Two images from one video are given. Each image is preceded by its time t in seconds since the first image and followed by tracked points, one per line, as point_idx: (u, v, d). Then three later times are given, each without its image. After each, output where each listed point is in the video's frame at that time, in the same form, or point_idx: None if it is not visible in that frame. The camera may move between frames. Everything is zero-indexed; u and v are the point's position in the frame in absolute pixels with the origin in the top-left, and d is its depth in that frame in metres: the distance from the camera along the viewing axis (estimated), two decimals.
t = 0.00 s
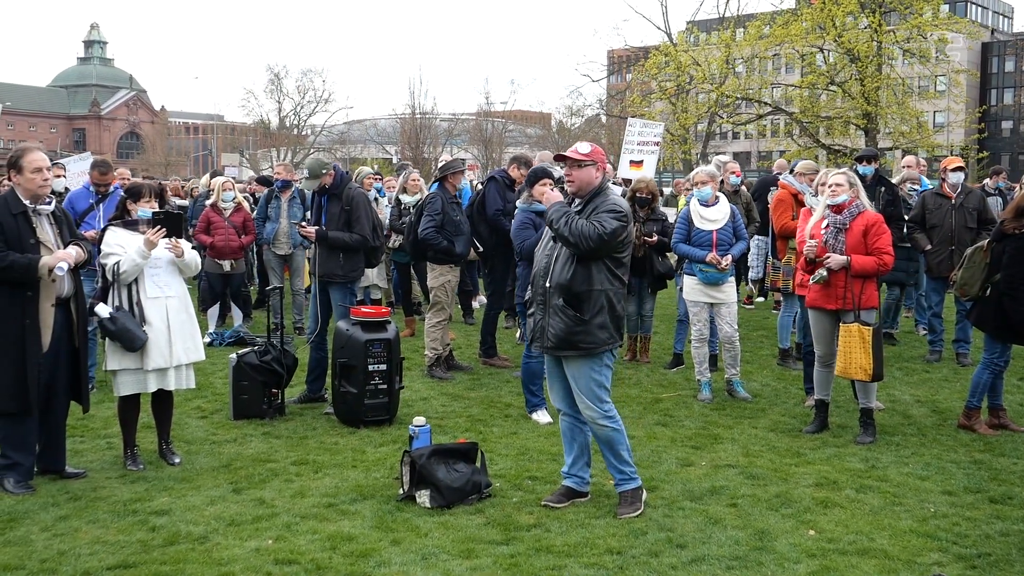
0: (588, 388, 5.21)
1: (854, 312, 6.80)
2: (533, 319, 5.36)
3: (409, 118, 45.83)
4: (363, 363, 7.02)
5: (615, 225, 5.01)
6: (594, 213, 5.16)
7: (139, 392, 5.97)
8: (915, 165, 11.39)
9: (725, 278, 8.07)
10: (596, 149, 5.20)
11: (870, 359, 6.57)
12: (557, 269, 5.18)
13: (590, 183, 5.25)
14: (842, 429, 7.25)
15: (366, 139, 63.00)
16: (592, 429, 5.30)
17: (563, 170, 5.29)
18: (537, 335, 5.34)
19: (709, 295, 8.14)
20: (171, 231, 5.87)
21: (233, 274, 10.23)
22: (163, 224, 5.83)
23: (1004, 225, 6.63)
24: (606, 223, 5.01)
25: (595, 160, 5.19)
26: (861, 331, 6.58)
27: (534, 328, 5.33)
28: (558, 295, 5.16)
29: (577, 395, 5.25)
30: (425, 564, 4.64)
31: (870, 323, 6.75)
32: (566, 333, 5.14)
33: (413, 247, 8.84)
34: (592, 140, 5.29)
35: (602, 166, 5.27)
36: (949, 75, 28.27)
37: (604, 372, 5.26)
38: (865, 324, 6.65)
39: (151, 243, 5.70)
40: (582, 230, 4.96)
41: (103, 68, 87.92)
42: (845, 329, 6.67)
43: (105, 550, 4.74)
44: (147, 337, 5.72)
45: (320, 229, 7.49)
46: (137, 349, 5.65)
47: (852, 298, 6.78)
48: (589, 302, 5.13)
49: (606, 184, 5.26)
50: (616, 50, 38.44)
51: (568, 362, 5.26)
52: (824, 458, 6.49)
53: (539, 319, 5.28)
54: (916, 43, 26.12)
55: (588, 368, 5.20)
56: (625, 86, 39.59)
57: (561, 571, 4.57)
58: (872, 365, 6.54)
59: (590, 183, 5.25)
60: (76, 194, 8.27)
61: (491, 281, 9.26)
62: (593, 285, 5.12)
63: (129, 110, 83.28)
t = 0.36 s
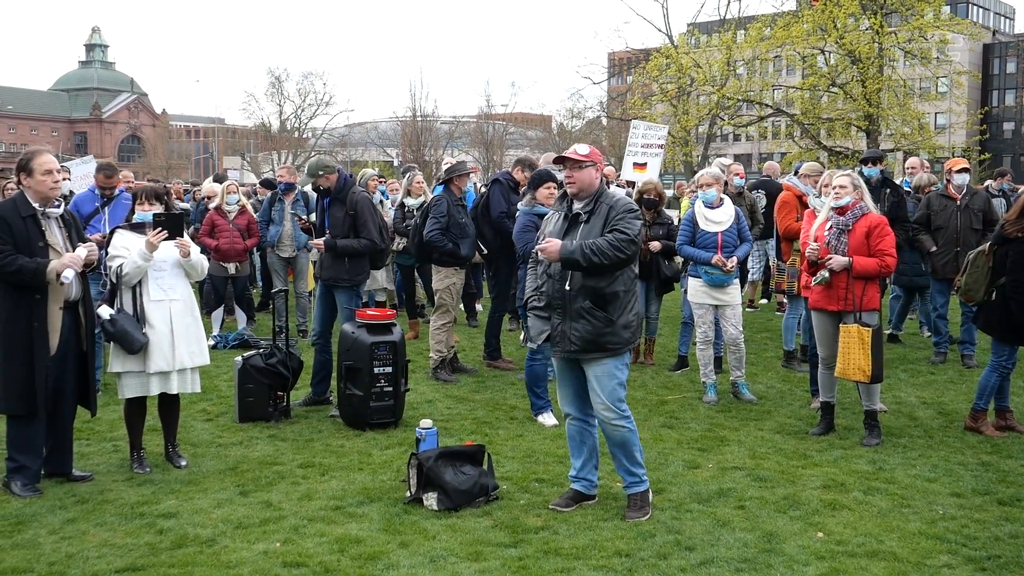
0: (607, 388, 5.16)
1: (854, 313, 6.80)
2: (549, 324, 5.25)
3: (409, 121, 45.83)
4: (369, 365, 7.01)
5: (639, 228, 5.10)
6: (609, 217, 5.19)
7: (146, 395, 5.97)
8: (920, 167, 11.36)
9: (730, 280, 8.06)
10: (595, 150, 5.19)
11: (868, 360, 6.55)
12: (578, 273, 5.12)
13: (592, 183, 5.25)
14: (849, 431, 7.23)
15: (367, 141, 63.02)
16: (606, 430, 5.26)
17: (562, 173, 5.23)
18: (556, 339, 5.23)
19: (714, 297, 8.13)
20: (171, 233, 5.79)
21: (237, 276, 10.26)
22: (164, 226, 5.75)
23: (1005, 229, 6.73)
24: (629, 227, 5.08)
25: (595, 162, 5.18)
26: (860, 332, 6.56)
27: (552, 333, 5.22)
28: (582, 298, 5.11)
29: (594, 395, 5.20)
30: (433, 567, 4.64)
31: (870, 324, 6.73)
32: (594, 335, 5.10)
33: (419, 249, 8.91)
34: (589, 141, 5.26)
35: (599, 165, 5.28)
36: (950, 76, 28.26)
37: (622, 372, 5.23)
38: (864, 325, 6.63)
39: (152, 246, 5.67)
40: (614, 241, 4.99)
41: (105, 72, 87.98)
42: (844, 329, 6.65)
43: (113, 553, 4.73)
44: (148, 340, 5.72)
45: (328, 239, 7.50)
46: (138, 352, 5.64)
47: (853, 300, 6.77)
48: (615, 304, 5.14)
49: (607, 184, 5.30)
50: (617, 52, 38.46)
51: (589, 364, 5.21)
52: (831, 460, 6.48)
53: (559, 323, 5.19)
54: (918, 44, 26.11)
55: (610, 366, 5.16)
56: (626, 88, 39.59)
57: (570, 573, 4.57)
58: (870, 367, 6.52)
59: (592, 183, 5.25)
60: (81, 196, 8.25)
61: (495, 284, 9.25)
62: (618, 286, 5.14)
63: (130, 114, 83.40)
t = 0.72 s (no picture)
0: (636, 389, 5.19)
1: (853, 317, 6.79)
2: (574, 332, 5.19)
3: (406, 125, 45.82)
4: (371, 369, 7.00)
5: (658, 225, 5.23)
6: (625, 217, 5.26)
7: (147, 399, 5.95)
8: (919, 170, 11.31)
9: (731, 283, 8.07)
10: (605, 153, 5.22)
11: (866, 363, 6.55)
12: (605, 276, 5.12)
13: (604, 186, 5.29)
14: (850, 435, 7.24)
15: (364, 145, 63.01)
16: (629, 434, 5.28)
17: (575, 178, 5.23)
18: (586, 346, 5.16)
19: (715, 300, 8.14)
20: (167, 238, 5.80)
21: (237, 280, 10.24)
22: (159, 231, 5.76)
23: (999, 232, 6.80)
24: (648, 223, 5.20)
25: (606, 164, 5.23)
26: (858, 337, 6.56)
27: (579, 340, 5.17)
28: (611, 302, 5.12)
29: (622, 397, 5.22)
30: (437, 571, 4.63)
31: (871, 327, 6.71)
32: (627, 338, 5.13)
33: (421, 253, 8.90)
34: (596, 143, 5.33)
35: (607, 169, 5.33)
36: (946, 81, 28.34)
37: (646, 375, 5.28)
38: (862, 329, 6.63)
39: (147, 250, 5.69)
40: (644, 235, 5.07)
41: (101, 75, 87.87)
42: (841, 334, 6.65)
43: (114, 557, 4.71)
44: (144, 344, 5.71)
45: (316, 249, 7.55)
46: (133, 356, 5.63)
47: (852, 304, 6.76)
48: (640, 305, 5.21)
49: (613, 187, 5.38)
50: (614, 57, 38.49)
51: (618, 369, 5.22)
52: (833, 464, 6.48)
53: (588, 329, 5.15)
54: (914, 49, 26.19)
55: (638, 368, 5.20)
56: (623, 92, 39.62)
57: None
58: (869, 370, 6.52)
59: (604, 185, 5.30)
60: (81, 199, 8.27)
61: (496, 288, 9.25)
62: (643, 286, 5.22)
63: (127, 118, 83.38)
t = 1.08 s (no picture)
0: (650, 394, 5.22)
1: (852, 319, 6.77)
2: (594, 331, 5.17)
3: (402, 127, 45.81)
4: (368, 371, 6.99)
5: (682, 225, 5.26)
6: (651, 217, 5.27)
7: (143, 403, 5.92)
8: (915, 173, 11.31)
9: (728, 285, 8.07)
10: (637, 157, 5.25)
11: (868, 364, 6.56)
12: (628, 275, 5.12)
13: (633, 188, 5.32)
14: (847, 437, 7.24)
15: (360, 147, 62.98)
16: (639, 438, 5.30)
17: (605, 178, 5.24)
18: (606, 346, 5.15)
19: (712, 303, 8.13)
20: (165, 239, 5.80)
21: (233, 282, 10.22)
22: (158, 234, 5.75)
23: (989, 235, 6.77)
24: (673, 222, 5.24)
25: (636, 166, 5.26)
26: (858, 338, 6.58)
27: (599, 340, 5.15)
28: (633, 302, 5.11)
29: (635, 401, 5.24)
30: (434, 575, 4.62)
31: (869, 330, 6.71)
32: (647, 339, 5.13)
33: (418, 255, 8.86)
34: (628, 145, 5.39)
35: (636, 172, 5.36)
36: (941, 84, 28.40)
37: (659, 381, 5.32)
38: (862, 331, 6.65)
39: (146, 252, 5.66)
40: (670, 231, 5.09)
41: (96, 76, 87.69)
42: (842, 336, 6.65)
43: (110, 561, 4.70)
44: (142, 346, 5.69)
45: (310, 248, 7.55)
46: (131, 359, 5.61)
47: (849, 306, 6.77)
48: (661, 305, 5.21)
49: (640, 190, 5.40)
50: (610, 59, 38.52)
51: (634, 371, 5.22)
52: (830, 466, 6.48)
53: (608, 329, 5.13)
54: (909, 52, 26.25)
55: (654, 374, 5.23)
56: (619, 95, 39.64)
57: None
58: (871, 372, 6.53)
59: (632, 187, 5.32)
60: (76, 202, 8.18)
61: (493, 290, 9.27)
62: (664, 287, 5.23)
63: (123, 119, 83.41)
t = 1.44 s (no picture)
0: (656, 401, 5.22)
1: (844, 322, 6.80)
2: (603, 336, 5.21)
3: (398, 130, 45.79)
4: (360, 374, 6.97)
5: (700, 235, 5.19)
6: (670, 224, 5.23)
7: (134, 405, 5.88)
8: (909, 177, 11.31)
9: (721, 289, 8.07)
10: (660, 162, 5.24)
11: (862, 368, 6.57)
12: (638, 283, 5.12)
13: (655, 194, 5.30)
14: (840, 441, 7.24)
15: (356, 149, 62.95)
16: (642, 443, 5.29)
17: (626, 182, 5.25)
18: (612, 351, 5.17)
19: (706, 307, 8.11)
20: (167, 242, 5.75)
21: (227, 284, 10.18)
22: (160, 237, 5.71)
23: (976, 238, 6.83)
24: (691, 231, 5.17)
25: (659, 172, 5.26)
26: (852, 341, 6.58)
27: (607, 345, 5.18)
28: (641, 310, 5.11)
29: (640, 406, 5.23)
30: None
31: (861, 333, 6.73)
32: (653, 348, 5.12)
33: (412, 257, 8.82)
34: (650, 153, 5.26)
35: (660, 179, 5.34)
36: (936, 88, 28.47)
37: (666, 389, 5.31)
38: (856, 335, 6.65)
39: (146, 255, 5.57)
40: (682, 240, 5.03)
41: (91, 78, 87.41)
42: (836, 339, 6.65)
43: (100, 564, 4.67)
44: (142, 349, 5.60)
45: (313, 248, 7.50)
46: (134, 361, 5.52)
47: (841, 309, 6.78)
48: (673, 315, 5.18)
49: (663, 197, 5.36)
50: (606, 63, 38.55)
51: (639, 378, 5.22)
52: (823, 470, 6.48)
53: (615, 335, 5.15)
54: (904, 56, 26.32)
55: (661, 383, 5.22)
56: (614, 98, 39.66)
57: None
58: (865, 375, 6.54)
59: (654, 193, 5.31)
60: (70, 202, 8.19)
61: (486, 293, 9.25)
62: (676, 297, 5.19)
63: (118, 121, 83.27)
